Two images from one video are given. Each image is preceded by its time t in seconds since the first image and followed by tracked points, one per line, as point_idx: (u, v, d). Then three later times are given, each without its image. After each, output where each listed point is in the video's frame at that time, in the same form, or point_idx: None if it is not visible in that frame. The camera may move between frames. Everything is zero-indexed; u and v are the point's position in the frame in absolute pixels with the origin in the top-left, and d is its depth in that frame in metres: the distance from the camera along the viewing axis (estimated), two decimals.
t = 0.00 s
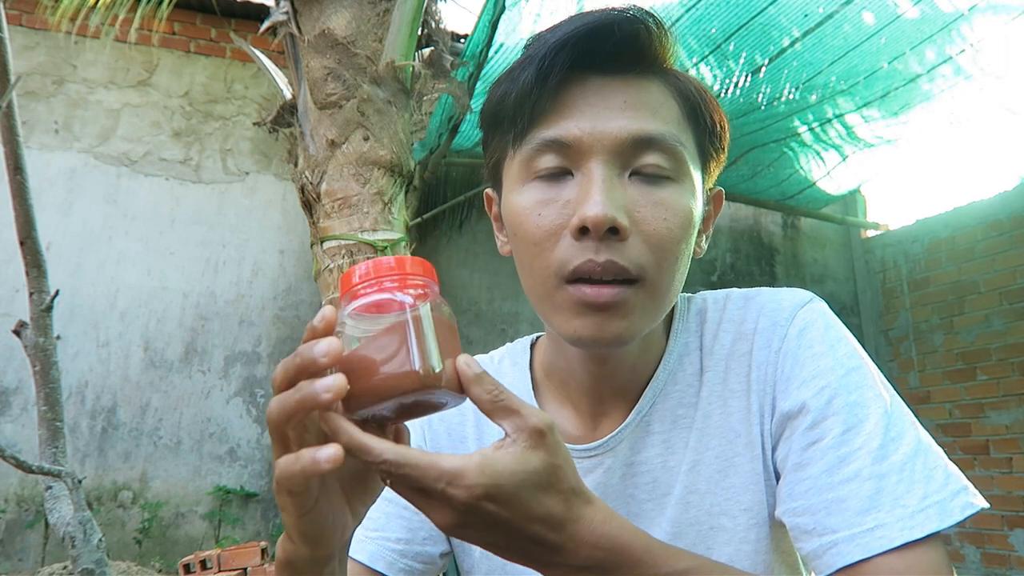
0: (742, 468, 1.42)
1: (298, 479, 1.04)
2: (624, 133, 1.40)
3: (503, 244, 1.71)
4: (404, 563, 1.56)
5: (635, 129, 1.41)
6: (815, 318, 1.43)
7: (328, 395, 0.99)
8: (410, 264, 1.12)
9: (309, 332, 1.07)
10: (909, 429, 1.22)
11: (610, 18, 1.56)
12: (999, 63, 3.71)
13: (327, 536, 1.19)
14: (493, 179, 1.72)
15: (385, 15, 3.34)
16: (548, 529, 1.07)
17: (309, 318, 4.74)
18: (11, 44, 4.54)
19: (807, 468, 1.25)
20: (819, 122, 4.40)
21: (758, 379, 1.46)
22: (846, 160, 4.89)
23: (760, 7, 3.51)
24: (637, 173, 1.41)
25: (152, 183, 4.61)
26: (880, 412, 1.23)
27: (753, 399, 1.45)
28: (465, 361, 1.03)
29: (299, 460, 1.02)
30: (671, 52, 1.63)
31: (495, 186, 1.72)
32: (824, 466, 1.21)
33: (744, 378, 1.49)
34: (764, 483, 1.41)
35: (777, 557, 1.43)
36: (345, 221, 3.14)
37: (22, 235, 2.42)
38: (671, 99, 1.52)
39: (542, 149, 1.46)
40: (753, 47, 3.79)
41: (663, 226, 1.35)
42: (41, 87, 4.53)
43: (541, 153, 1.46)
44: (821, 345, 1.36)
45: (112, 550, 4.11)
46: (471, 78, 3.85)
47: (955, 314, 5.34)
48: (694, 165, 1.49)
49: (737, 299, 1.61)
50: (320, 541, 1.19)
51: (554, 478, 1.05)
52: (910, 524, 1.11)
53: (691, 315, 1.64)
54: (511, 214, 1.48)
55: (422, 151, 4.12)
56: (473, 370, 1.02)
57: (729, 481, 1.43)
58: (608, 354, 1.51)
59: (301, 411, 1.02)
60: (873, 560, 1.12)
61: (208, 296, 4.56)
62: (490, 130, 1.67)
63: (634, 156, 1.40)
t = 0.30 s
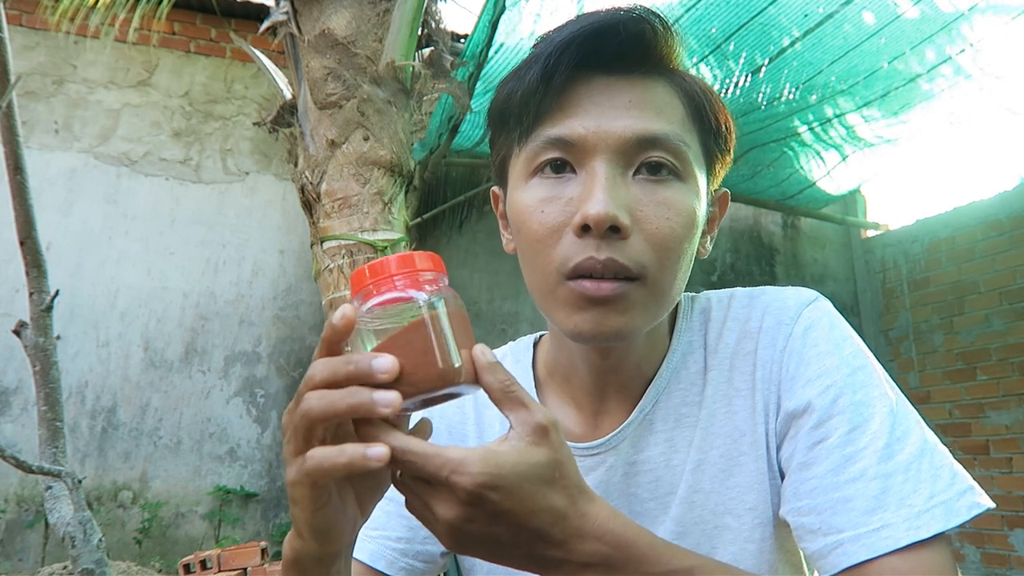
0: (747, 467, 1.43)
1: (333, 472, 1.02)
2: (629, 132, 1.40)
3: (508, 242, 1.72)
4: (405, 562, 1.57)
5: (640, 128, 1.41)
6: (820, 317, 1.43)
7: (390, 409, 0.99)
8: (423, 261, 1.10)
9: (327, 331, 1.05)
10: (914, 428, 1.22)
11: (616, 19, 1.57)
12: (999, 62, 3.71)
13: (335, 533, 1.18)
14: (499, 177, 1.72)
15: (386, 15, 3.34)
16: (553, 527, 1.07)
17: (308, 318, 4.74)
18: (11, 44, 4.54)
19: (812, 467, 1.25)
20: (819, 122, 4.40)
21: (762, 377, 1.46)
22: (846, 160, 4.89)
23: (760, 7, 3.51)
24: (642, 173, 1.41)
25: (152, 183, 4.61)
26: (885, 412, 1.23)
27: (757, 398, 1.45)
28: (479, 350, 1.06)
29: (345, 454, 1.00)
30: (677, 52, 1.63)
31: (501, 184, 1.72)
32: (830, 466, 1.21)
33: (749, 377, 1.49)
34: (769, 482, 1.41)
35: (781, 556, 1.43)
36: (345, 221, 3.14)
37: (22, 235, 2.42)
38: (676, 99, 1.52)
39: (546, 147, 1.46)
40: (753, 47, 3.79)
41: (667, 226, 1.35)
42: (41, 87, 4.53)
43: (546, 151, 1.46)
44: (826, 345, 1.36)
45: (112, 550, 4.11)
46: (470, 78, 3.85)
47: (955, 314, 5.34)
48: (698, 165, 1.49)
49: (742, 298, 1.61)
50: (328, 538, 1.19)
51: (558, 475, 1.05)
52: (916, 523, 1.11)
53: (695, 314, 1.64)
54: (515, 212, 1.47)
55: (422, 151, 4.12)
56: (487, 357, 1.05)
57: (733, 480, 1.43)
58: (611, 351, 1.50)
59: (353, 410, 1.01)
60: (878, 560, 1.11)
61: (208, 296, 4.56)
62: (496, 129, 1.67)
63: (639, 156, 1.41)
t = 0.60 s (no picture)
0: (747, 468, 1.42)
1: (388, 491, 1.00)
2: (632, 126, 1.40)
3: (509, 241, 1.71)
4: (406, 561, 1.56)
5: (643, 123, 1.41)
6: (820, 318, 1.43)
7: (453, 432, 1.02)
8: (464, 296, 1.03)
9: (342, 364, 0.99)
10: (913, 429, 1.22)
11: (622, 16, 1.58)
12: (999, 62, 3.70)
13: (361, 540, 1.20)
14: (502, 175, 1.72)
15: (386, 16, 3.34)
16: (549, 521, 1.07)
17: (308, 318, 4.74)
18: (11, 44, 4.54)
19: (812, 468, 1.25)
20: (819, 122, 4.40)
21: (762, 379, 1.45)
22: (846, 160, 4.89)
23: (760, 7, 3.51)
24: (645, 168, 1.41)
25: (152, 183, 4.61)
26: (885, 414, 1.23)
27: (757, 399, 1.44)
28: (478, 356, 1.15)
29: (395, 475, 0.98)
30: (680, 51, 1.63)
31: (503, 182, 1.72)
32: (829, 467, 1.22)
33: (749, 378, 1.49)
34: (769, 483, 1.41)
35: (781, 557, 1.43)
36: (345, 221, 3.15)
37: (22, 235, 2.42)
38: (680, 97, 1.52)
39: (550, 141, 1.46)
40: (753, 47, 3.79)
41: (669, 221, 1.35)
42: (41, 87, 4.53)
43: (550, 145, 1.46)
44: (827, 346, 1.36)
45: (112, 550, 4.11)
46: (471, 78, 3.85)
47: (955, 314, 5.34)
48: (700, 163, 1.49)
49: (742, 299, 1.61)
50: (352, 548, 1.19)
51: (557, 471, 1.06)
52: (915, 525, 1.11)
53: (695, 315, 1.64)
54: (518, 204, 1.47)
55: (422, 151, 4.12)
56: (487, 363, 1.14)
57: (733, 481, 1.43)
58: (612, 349, 1.50)
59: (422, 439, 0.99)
60: (877, 561, 1.11)
61: (208, 296, 4.56)
62: (500, 125, 1.68)
63: (642, 152, 1.41)
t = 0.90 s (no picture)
0: (745, 470, 1.42)
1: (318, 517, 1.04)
2: (628, 125, 1.40)
3: (507, 244, 1.71)
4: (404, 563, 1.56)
5: (638, 122, 1.41)
6: (819, 320, 1.43)
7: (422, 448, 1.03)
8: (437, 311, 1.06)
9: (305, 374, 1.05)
10: (912, 432, 1.22)
11: (617, 16, 1.58)
12: (999, 62, 3.70)
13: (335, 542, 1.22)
14: (499, 178, 1.72)
15: (386, 16, 3.34)
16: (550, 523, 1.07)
17: (308, 318, 4.73)
18: (11, 44, 4.54)
19: (809, 471, 1.25)
20: (819, 122, 4.40)
21: (760, 381, 1.46)
22: (846, 159, 4.89)
23: (760, 7, 3.51)
24: (641, 168, 1.41)
25: (152, 183, 4.61)
26: (883, 416, 1.23)
27: (756, 401, 1.45)
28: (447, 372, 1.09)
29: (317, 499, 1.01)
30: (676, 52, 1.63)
31: (501, 185, 1.72)
32: (827, 470, 1.22)
33: (747, 380, 1.49)
34: (767, 485, 1.41)
35: (780, 558, 1.43)
36: (345, 221, 3.15)
37: (22, 235, 2.42)
38: (677, 97, 1.52)
39: (547, 143, 1.46)
40: (753, 47, 3.79)
41: (666, 221, 1.35)
42: (41, 87, 4.53)
43: (547, 146, 1.46)
44: (825, 348, 1.36)
45: (112, 550, 4.12)
46: (470, 78, 3.86)
47: (955, 314, 5.34)
48: (698, 165, 1.49)
49: (741, 301, 1.61)
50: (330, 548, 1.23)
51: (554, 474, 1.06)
52: (912, 528, 1.11)
53: (694, 317, 1.64)
54: (515, 206, 1.48)
55: (422, 151, 4.12)
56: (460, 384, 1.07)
57: (732, 483, 1.43)
58: (612, 351, 1.50)
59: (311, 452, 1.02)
60: (875, 563, 1.12)
61: (208, 296, 4.56)
62: (497, 128, 1.67)
63: (638, 151, 1.41)
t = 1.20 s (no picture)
0: (741, 470, 1.43)
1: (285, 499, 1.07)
2: (622, 130, 1.41)
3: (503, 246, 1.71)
4: (404, 563, 1.57)
5: (632, 127, 1.42)
6: (813, 320, 1.43)
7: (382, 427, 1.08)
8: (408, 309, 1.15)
9: (273, 364, 1.05)
10: (906, 431, 1.22)
11: (611, 19, 1.57)
12: (999, 62, 3.70)
13: (318, 536, 1.24)
14: (494, 180, 1.72)
15: (385, 15, 3.34)
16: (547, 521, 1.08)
17: (308, 318, 4.73)
18: (11, 44, 4.54)
19: (804, 470, 1.25)
20: (819, 122, 4.40)
21: (755, 381, 1.46)
22: (846, 159, 4.89)
23: (760, 7, 3.52)
24: (636, 171, 1.41)
25: (152, 183, 4.61)
26: (877, 414, 1.23)
27: (751, 401, 1.45)
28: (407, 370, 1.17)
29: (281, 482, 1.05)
30: (670, 54, 1.62)
31: (496, 187, 1.73)
32: (822, 469, 1.22)
33: (742, 380, 1.49)
34: (762, 484, 1.41)
35: (776, 557, 1.43)
36: (345, 221, 3.16)
37: (22, 235, 2.42)
38: (671, 100, 1.52)
39: (542, 147, 1.46)
40: (753, 47, 3.79)
41: (660, 224, 1.35)
42: (41, 87, 4.53)
43: (541, 150, 1.46)
44: (819, 348, 1.36)
45: (112, 550, 4.12)
46: (471, 78, 3.86)
47: (955, 314, 5.34)
48: (692, 167, 1.49)
49: (736, 301, 1.61)
50: (312, 541, 1.24)
51: (549, 473, 1.07)
52: (907, 526, 1.11)
53: (689, 317, 1.64)
54: (511, 210, 1.48)
55: (422, 151, 4.12)
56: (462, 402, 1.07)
57: (728, 482, 1.43)
58: (607, 352, 1.50)
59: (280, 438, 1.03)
60: (870, 561, 1.12)
61: (208, 296, 4.57)
62: (492, 131, 1.67)
63: (633, 155, 1.41)
